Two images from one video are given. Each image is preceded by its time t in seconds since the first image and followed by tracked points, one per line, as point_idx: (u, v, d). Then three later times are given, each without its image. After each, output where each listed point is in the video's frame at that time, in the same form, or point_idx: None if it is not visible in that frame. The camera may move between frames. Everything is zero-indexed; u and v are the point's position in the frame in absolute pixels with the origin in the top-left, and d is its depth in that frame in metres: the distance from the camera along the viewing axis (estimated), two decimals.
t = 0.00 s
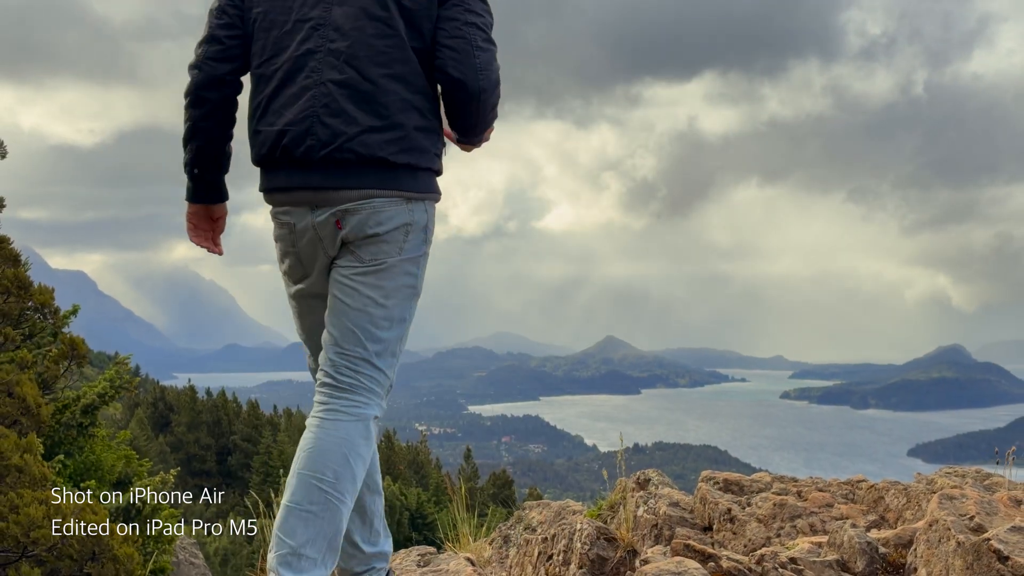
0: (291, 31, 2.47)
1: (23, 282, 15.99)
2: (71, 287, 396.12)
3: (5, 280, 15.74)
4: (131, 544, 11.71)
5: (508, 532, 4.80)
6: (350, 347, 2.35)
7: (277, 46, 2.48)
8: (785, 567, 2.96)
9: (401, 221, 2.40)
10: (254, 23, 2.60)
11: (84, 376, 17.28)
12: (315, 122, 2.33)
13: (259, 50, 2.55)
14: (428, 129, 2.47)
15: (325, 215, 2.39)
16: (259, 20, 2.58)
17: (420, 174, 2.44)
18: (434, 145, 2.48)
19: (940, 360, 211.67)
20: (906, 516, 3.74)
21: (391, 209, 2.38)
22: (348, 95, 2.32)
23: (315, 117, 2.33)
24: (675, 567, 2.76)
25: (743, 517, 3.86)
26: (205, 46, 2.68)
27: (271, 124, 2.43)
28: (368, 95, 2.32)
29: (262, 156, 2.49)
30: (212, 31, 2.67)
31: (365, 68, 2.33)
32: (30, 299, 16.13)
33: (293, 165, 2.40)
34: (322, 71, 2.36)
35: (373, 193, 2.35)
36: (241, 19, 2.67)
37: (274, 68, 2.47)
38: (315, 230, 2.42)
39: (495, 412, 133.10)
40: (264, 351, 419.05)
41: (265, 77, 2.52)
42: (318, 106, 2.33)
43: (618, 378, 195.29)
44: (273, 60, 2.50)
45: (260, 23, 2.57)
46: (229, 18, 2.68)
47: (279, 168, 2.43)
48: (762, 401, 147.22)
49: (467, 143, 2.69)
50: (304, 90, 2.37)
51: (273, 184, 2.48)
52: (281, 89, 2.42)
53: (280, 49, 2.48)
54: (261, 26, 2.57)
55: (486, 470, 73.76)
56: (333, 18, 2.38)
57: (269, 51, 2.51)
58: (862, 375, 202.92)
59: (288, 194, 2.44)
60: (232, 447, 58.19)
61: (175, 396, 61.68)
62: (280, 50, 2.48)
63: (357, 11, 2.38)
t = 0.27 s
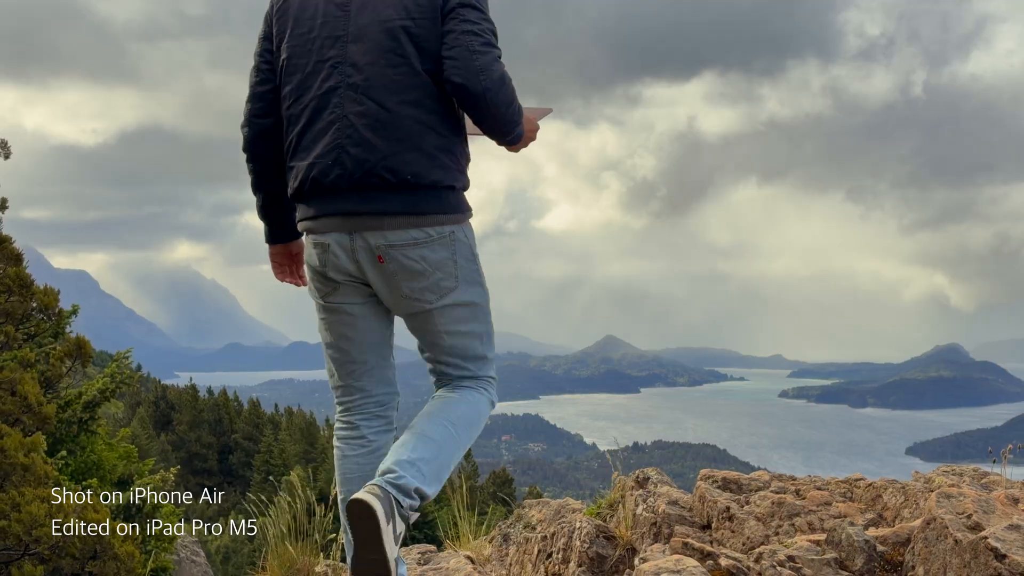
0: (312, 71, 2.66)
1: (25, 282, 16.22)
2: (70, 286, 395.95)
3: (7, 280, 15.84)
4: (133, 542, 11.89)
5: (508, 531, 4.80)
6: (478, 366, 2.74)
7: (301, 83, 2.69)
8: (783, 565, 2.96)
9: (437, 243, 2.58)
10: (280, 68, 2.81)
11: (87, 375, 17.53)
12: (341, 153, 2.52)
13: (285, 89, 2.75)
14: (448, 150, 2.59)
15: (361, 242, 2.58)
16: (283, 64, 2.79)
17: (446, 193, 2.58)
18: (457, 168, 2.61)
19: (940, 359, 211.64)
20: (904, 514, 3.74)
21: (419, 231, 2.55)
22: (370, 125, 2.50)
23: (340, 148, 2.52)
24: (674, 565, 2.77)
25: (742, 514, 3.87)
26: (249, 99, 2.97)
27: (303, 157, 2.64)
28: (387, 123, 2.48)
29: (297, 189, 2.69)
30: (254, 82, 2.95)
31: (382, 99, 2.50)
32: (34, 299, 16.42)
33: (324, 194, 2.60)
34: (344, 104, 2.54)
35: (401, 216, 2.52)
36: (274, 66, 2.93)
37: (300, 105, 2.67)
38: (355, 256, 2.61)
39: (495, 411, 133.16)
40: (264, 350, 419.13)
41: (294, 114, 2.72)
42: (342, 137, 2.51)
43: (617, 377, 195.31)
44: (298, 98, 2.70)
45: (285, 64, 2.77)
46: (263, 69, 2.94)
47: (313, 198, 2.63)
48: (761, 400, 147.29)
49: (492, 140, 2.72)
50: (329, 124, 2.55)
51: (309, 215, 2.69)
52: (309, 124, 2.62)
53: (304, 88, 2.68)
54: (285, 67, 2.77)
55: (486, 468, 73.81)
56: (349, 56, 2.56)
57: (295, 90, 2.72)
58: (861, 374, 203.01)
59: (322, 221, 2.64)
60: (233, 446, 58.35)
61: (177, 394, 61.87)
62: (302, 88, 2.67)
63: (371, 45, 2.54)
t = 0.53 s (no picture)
0: (351, 72, 2.78)
1: (29, 283, 16.83)
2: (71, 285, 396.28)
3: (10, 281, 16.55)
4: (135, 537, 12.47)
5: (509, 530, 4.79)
6: (511, 352, 3.24)
7: (340, 84, 2.80)
8: (782, 564, 2.97)
9: (491, 233, 2.91)
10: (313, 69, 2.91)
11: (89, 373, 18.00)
12: (395, 150, 2.71)
13: (321, 92, 2.86)
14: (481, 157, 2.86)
15: (421, 235, 2.81)
16: (314, 66, 2.89)
17: (486, 184, 2.87)
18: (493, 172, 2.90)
19: (938, 358, 211.82)
20: (902, 513, 3.75)
21: (474, 225, 2.87)
22: (420, 122, 2.70)
23: (392, 143, 2.70)
24: (672, 563, 2.78)
25: (741, 514, 3.87)
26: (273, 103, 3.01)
27: (351, 154, 2.77)
28: (438, 121, 2.71)
29: (341, 185, 2.81)
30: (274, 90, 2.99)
31: (432, 97, 2.72)
32: (36, 299, 16.92)
33: (374, 191, 2.77)
34: (391, 102, 2.72)
35: (457, 209, 2.81)
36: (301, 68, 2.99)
37: (340, 106, 2.79)
38: (413, 252, 2.84)
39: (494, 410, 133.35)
40: (264, 349, 419.13)
41: (331, 115, 2.83)
42: (393, 135, 2.69)
43: (616, 377, 195.49)
44: (334, 99, 2.82)
45: (317, 69, 2.89)
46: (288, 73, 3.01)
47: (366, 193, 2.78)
48: (760, 400, 147.39)
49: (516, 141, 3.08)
50: (378, 120, 2.71)
51: (356, 211, 2.83)
52: (355, 121, 2.76)
53: (345, 87, 2.79)
54: (319, 68, 2.88)
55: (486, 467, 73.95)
56: (394, 58, 2.74)
57: (334, 89, 2.83)
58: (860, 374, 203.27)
59: (373, 218, 2.80)
60: (234, 445, 58.39)
61: (179, 394, 61.87)
62: (345, 87, 2.79)
63: (416, 48, 2.74)
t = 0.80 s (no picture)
0: (420, 90, 3.08)
1: (30, 282, 16.82)
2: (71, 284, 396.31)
3: (11, 281, 16.57)
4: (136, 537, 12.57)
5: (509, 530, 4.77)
6: (510, 400, 3.56)
7: (411, 99, 3.07)
8: (782, 564, 2.97)
9: (514, 257, 3.36)
10: (376, 79, 3.11)
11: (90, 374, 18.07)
12: (461, 163, 3.08)
13: (386, 102, 3.08)
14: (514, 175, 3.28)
15: (469, 248, 3.18)
16: (381, 76, 3.10)
17: (519, 206, 3.34)
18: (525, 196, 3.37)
19: (936, 358, 211.90)
20: (901, 512, 3.76)
21: (509, 244, 3.32)
22: (483, 143, 3.13)
23: (457, 160, 3.07)
24: (672, 562, 2.79)
25: (740, 513, 3.88)
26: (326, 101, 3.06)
27: (417, 164, 3.04)
28: (499, 142, 3.16)
29: (399, 194, 3.05)
30: (328, 92, 3.06)
31: (492, 120, 3.17)
32: (38, 299, 16.94)
33: (432, 203, 3.08)
34: (457, 121, 3.09)
35: (504, 226, 3.24)
36: (351, 74, 3.14)
37: (403, 117, 3.05)
38: (460, 263, 3.18)
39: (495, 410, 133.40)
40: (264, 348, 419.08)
41: (391, 126, 3.07)
42: (461, 152, 3.07)
43: (616, 377, 195.50)
44: (397, 112, 3.07)
45: (383, 79, 3.10)
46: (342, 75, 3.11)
47: (427, 203, 3.06)
48: (759, 399, 147.62)
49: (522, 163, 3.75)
50: (449, 138, 3.07)
51: (410, 220, 3.08)
52: (424, 132, 3.05)
53: (414, 102, 3.06)
54: (380, 77, 3.10)
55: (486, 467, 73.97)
56: (458, 79, 3.11)
57: (400, 101, 3.08)
58: (859, 373, 203.33)
59: (428, 227, 3.08)
60: (235, 445, 58.44)
61: (181, 394, 61.95)
62: (415, 102, 3.07)
63: (484, 73, 3.18)
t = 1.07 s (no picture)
0: (479, 69, 3.16)
1: (33, 282, 16.84)
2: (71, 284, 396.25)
3: (15, 281, 16.57)
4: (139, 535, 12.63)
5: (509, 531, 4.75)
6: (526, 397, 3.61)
7: (471, 76, 3.12)
8: (780, 561, 2.99)
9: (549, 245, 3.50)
10: (435, 58, 3.12)
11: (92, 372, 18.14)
12: (520, 140, 3.19)
13: (448, 79, 3.10)
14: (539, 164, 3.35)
15: (525, 227, 3.26)
16: (439, 56, 3.12)
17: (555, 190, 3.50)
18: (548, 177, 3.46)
19: (934, 358, 212.26)
20: (899, 511, 3.78)
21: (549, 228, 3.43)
22: (533, 125, 3.25)
23: (515, 137, 3.16)
24: (671, 561, 2.80)
25: (739, 512, 3.89)
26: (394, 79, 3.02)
27: (485, 138, 3.09)
28: (545, 124, 3.33)
29: (465, 171, 3.04)
30: (394, 68, 3.02)
31: (537, 106, 3.33)
32: (41, 298, 17.00)
33: (495, 179, 3.11)
34: (509, 101, 3.18)
35: (549, 205, 3.38)
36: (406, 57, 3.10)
37: (463, 97, 3.08)
38: (515, 243, 3.27)
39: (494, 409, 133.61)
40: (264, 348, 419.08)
41: (448, 106, 3.07)
42: (517, 130, 3.17)
43: (615, 377, 195.74)
44: (454, 93, 3.08)
45: (442, 59, 3.12)
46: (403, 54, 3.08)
47: (496, 175, 3.10)
48: (757, 399, 147.95)
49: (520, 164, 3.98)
50: (513, 114, 3.17)
51: (475, 195, 3.08)
52: (488, 108, 3.11)
53: (474, 79, 3.13)
54: (437, 58, 3.11)
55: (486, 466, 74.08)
56: (503, 65, 3.24)
57: (462, 77, 3.12)
58: (857, 373, 203.80)
59: (492, 202, 3.10)
60: (236, 444, 58.48)
61: (182, 393, 62.01)
62: (476, 80, 3.13)
63: (520, 62, 3.34)
